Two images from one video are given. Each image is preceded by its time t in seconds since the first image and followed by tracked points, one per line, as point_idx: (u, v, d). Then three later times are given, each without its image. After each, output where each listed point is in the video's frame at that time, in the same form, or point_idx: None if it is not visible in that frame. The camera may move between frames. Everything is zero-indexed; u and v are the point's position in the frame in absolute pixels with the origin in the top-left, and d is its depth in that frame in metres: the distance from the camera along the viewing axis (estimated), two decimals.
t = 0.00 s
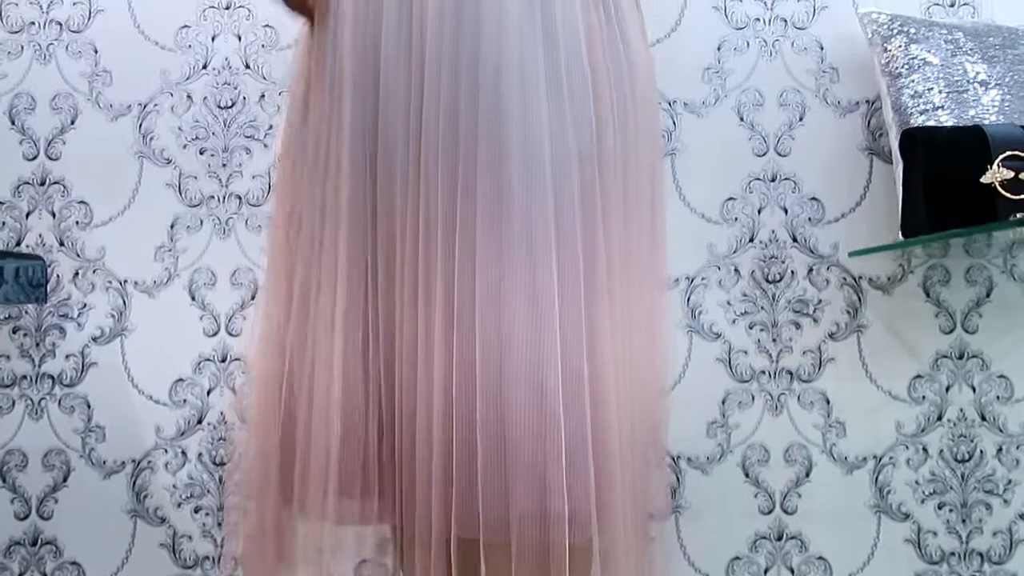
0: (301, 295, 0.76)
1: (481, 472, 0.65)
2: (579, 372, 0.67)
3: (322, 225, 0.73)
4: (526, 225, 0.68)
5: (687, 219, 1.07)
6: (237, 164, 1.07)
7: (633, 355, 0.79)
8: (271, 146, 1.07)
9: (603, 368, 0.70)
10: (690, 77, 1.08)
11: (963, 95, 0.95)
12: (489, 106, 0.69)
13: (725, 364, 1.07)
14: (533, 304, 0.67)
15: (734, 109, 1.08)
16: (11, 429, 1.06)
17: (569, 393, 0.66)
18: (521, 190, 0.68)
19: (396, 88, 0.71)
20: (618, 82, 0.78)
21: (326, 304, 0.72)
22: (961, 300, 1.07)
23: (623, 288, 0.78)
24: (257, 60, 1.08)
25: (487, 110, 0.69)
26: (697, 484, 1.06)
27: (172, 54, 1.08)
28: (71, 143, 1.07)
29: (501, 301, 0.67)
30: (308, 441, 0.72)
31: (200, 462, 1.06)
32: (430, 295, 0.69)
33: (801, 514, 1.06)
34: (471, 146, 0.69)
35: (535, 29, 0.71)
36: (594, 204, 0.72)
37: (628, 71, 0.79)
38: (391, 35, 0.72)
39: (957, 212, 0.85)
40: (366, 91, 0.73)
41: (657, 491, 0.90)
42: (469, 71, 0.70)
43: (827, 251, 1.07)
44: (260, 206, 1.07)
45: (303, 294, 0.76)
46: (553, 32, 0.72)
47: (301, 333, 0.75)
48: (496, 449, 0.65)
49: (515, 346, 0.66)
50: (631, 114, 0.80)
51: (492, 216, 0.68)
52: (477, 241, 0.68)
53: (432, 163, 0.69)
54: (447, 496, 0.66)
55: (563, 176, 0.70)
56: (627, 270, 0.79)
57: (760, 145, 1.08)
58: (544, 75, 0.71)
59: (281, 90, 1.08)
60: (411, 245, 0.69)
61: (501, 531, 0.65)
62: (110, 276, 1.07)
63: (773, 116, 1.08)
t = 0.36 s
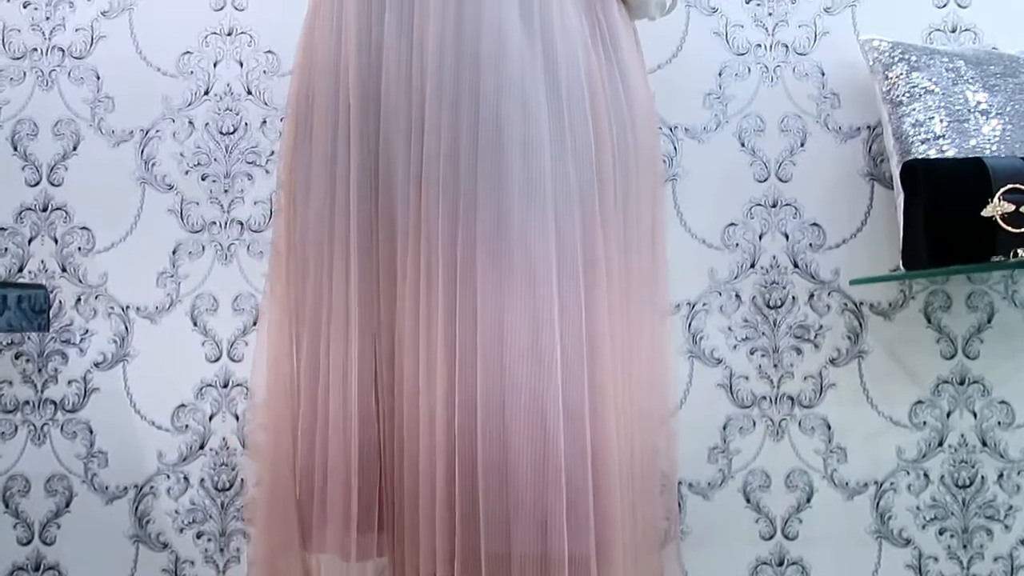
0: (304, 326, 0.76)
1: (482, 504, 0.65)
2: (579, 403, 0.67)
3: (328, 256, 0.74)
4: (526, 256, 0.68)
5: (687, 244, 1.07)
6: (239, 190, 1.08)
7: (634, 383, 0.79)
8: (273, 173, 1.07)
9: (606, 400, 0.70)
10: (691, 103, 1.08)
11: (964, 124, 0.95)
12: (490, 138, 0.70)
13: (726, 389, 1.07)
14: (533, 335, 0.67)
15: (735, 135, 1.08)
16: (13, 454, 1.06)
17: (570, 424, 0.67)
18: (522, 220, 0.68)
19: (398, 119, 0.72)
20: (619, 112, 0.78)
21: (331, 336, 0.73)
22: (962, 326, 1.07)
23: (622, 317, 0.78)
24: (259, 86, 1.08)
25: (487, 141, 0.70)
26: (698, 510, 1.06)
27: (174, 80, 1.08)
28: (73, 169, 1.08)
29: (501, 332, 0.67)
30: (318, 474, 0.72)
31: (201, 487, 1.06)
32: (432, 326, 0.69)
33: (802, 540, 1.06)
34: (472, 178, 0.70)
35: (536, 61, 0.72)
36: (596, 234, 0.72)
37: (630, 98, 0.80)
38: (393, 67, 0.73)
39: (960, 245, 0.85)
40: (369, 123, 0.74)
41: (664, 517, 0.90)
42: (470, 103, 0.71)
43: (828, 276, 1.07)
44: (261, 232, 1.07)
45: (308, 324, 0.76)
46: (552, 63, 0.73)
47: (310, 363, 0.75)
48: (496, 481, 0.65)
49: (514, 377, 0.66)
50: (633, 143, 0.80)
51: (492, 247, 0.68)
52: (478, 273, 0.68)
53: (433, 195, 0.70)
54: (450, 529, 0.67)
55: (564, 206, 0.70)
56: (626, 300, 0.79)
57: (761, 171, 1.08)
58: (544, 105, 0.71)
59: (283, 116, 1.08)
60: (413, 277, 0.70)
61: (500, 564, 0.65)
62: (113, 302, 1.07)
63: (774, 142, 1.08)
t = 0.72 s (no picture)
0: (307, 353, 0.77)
1: (470, 537, 0.65)
2: (566, 435, 0.67)
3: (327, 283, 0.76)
4: (513, 287, 0.67)
5: (686, 266, 1.07)
6: (238, 212, 1.08)
7: (629, 412, 0.78)
8: (272, 195, 1.07)
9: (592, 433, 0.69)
10: (689, 125, 1.08)
11: (962, 149, 0.96)
12: (479, 167, 0.69)
13: (724, 411, 1.07)
14: (520, 369, 0.66)
15: (734, 156, 1.08)
16: (13, 476, 1.06)
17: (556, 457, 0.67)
18: (510, 252, 0.68)
19: (391, 149, 0.72)
20: (615, 137, 0.77)
21: (331, 365, 0.75)
22: (960, 347, 1.07)
23: (615, 346, 0.77)
24: (258, 108, 1.08)
25: (475, 171, 0.69)
26: (696, 531, 1.07)
27: (172, 102, 1.08)
28: (72, 192, 1.08)
29: (488, 365, 0.67)
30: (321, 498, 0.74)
31: (201, 510, 1.06)
32: (421, 358, 0.69)
33: (800, 561, 1.06)
34: (461, 208, 0.70)
35: (526, 88, 0.71)
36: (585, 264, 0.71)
37: (626, 123, 0.78)
38: (385, 96, 0.73)
39: (960, 273, 0.85)
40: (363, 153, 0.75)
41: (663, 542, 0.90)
42: (460, 132, 0.70)
43: (826, 298, 1.07)
44: (260, 254, 1.07)
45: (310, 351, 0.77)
46: (544, 90, 0.72)
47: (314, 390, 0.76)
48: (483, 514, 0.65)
49: (500, 409, 0.66)
50: (628, 168, 0.79)
51: (480, 278, 0.68)
52: (467, 305, 0.68)
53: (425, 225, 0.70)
54: (437, 562, 0.67)
55: (553, 236, 0.70)
56: (620, 328, 0.78)
57: (760, 193, 1.08)
58: (534, 134, 0.71)
59: (282, 138, 1.08)
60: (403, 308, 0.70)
61: None
62: (112, 324, 1.07)
63: (773, 164, 1.08)
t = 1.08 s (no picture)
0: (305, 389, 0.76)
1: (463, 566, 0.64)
2: (563, 479, 0.65)
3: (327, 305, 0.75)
4: (509, 326, 0.66)
5: (685, 288, 1.08)
6: (238, 234, 1.08)
7: (635, 440, 0.77)
8: (272, 217, 1.08)
9: (592, 478, 0.67)
10: (689, 146, 1.08)
11: (961, 174, 0.96)
12: (477, 202, 0.68)
13: (722, 432, 1.07)
14: (516, 409, 0.65)
15: (733, 178, 1.08)
16: (15, 497, 1.07)
17: (553, 503, 0.65)
18: (509, 290, 0.67)
19: (389, 182, 0.71)
20: (617, 173, 0.76)
21: (330, 402, 0.73)
22: (957, 369, 1.08)
23: (623, 374, 0.76)
24: (258, 129, 1.08)
25: (473, 206, 0.68)
26: (695, 551, 1.07)
27: (172, 123, 1.08)
28: (72, 213, 1.08)
29: (484, 406, 0.65)
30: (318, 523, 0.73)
31: (203, 530, 1.07)
32: (418, 397, 0.68)
33: None
34: (459, 244, 0.69)
35: (526, 123, 0.70)
36: (585, 302, 0.69)
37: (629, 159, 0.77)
38: (383, 128, 0.72)
39: (954, 303, 0.86)
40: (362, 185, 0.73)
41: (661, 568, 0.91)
42: (459, 154, 0.69)
43: (825, 320, 1.07)
44: (261, 276, 1.08)
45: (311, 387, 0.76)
46: (543, 125, 0.71)
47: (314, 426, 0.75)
48: (477, 543, 0.64)
49: (496, 451, 0.65)
50: (629, 205, 0.77)
51: (476, 316, 0.67)
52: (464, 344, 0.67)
53: (423, 261, 0.69)
54: None
55: (553, 275, 0.68)
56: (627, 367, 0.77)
57: (759, 215, 1.08)
58: (533, 169, 0.70)
59: (282, 160, 1.08)
60: (401, 345, 0.69)
61: None
62: (113, 346, 1.07)
63: (772, 186, 1.08)
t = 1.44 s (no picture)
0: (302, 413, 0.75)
1: None
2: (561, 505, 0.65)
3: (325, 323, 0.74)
4: (509, 358, 0.66)
5: (683, 303, 1.08)
6: (238, 249, 1.08)
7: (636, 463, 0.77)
8: (272, 232, 1.08)
9: (590, 510, 0.67)
10: (687, 161, 1.08)
11: (959, 193, 0.96)
12: (477, 232, 0.67)
13: (720, 446, 1.08)
14: (513, 443, 0.65)
15: (731, 193, 1.08)
16: (18, 511, 1.08)
17: (550, 536, 0.65)
18: (510, 322, 0.66)
19: (388, 208, 0.70)
20: (618, 199, 0.75)
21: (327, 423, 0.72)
22: (953, 383, 1.08)
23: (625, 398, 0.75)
24: (257, 145, 1.08)
25: (473, 236, 0.67)
26: (692, 563, 1.08)
27: (171, 138, 1.08)
28: (71, 229, 1.08)
29: (483, 439, 0.65)
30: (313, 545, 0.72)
31: (204, 543, 1.08)
32: (417, 430, 0.66)
33: None
34: (460, 273, 0.68)
35: (526, 150, 0.70)
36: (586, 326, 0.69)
37: (628, 185, 0.76)
38: (382, 152, 0.70)
39: (956, 325, 0.87)
40: (360, 210, 0.72)
41: None
42: (460, 176, 0.69)
43: (822, 334, 1.08)
44: (260, 291, 1.08)
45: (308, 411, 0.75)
46: (543, 152, 0.71)
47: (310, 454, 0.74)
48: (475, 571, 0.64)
49: (495, 484, 0.64)
50: (629, 230, 0.76)
51: (476, 348, 0.66)
52: (463, 376, 0.66)
53: (422, 290, 0.68)
54: None
55: (553, 305, 0.68)
56: (629, 396, 0.75)
57: (758, 229, 1.08)
58: (533, 198, 0.69)
59: (281, 175, 1.08)
60: (400, 376, 0.67)
61: None
62: (113, 361, 1.08)
63: (770, 201, 1.08)
